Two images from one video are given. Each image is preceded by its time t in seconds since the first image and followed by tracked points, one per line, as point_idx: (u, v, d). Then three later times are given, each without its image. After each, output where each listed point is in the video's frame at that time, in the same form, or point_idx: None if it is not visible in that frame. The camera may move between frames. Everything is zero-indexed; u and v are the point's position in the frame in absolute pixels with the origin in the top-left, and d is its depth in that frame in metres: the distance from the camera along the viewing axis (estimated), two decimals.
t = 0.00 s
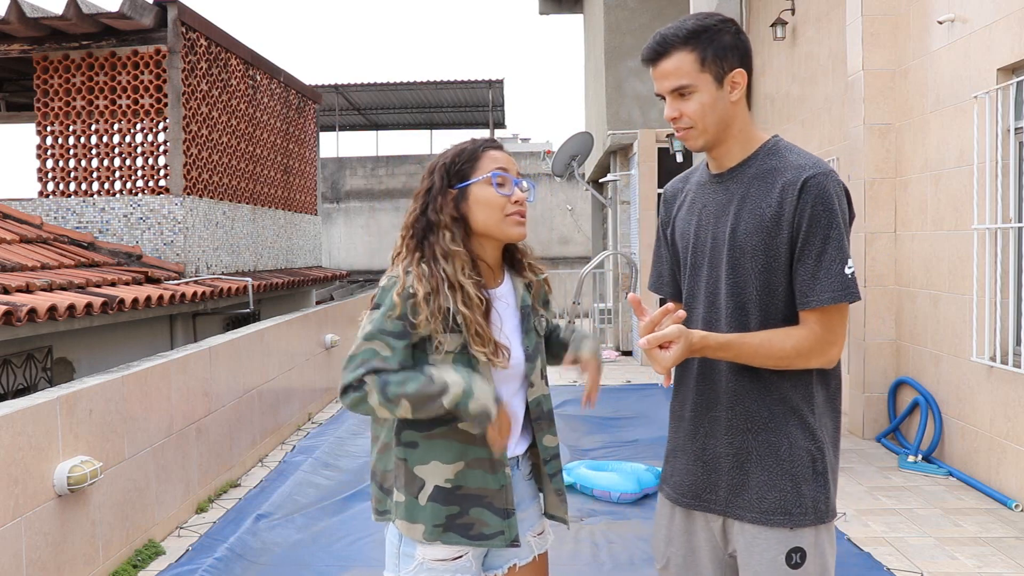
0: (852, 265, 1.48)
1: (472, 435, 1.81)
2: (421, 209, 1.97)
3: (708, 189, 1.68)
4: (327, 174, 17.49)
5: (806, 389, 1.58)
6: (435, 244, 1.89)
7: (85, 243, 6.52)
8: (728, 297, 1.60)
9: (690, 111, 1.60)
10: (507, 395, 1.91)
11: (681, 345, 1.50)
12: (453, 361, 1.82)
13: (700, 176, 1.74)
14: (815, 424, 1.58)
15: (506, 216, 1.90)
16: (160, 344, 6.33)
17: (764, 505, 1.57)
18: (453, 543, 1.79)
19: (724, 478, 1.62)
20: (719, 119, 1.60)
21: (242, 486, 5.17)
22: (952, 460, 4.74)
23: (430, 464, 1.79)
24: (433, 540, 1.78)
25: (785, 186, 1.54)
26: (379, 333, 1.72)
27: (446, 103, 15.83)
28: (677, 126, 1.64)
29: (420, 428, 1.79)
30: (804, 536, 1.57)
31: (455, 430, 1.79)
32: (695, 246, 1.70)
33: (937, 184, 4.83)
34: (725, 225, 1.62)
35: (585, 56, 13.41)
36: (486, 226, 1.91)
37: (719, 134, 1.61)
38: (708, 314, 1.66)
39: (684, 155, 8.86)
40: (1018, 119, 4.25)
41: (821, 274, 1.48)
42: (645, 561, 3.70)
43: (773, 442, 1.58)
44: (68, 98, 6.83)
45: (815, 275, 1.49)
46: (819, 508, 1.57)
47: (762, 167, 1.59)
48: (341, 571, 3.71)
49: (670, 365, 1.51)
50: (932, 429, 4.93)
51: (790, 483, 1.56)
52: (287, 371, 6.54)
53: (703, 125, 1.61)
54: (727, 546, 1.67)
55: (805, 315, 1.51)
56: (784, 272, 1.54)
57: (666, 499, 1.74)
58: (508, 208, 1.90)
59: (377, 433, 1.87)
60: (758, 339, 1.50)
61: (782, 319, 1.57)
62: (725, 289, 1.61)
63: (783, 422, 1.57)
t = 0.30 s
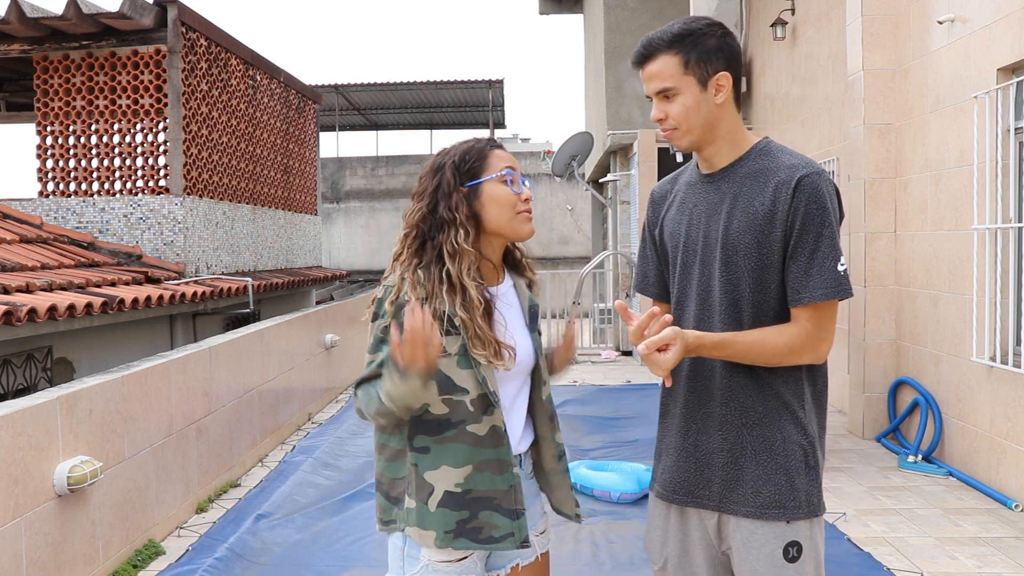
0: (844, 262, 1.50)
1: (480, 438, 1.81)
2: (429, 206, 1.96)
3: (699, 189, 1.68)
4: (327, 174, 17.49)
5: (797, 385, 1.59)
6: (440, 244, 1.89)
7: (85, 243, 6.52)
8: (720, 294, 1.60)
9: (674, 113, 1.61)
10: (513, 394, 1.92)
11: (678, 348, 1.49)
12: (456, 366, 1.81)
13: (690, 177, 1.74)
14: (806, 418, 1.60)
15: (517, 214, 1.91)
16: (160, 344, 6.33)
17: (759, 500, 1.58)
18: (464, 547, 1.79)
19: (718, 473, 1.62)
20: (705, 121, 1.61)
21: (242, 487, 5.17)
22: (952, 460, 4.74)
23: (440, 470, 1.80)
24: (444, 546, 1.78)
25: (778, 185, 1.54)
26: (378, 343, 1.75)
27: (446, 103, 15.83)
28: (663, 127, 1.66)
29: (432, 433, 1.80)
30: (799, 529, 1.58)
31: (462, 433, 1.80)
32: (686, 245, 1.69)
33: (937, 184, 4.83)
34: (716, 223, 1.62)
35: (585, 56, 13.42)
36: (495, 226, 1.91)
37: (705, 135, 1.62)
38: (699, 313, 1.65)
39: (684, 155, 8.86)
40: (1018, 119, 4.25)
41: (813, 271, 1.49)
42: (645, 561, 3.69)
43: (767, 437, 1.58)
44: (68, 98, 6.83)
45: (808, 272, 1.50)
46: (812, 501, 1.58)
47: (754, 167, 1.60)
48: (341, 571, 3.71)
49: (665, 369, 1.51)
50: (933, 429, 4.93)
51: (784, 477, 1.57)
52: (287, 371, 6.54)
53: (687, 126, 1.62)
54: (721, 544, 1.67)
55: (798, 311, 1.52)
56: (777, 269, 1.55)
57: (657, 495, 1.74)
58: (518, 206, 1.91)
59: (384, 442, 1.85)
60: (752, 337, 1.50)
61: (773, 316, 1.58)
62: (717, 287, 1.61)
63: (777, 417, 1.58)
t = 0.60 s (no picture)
0: (839, 259, 1.50)
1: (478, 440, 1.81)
2: (433, 204, 1.95)
3: (691, 188, 1.68)
4: (327, 174, 17.49)
5: (791, 382, 1.60)
6: (445, 243, 1.89)
7: (85, 243, 6.52)
8: (715, 292, 1.60)
9: (670, 113, 1.61)
10: (512, 395, 1.92)
11: (677, 345, 1.48)
12: (457, 369, 1.82)
13: (682, 177, 1.73)
14: (801, 415, 1.61)
15: (520, 216, 1.92)
16: (160, 344, 6.33)
17: (755, 496, 1.58)
18: (456, 548, 1.78)
19: (714, 470, 1.62)
20: (700, 121, 1.61)
21: (242, 487, 5.17)
22: (952, 460, 4.74)
23: (439, 471, 1.79)
24: (438, 546, 1.78)
25: (771, 183, 1.54)
26: (389, 351, 1.75)
27: (446, 103, 15.82)
28: (657, 127, 1.65)
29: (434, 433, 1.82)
30: (796, 526, 1.58)
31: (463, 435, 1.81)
32: (678, 245, 1.69)
33: (937, 184, 4.83)
34: (709, 222, 1.62)
35: (585, 56, 13.41)
36: (498, 227, 1.92)
37: (700, 136, 1.62)
38: (693, 312, 1.65)
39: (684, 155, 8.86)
40: (1018, 119, 4.24)
41: (808, 268, 1.50)
42: (645, 561, 3.69)
43: (763, 434, 1.58)
44: (68, 98, 6.83)
45: (803, 270, 1.50)
46: (807, 497, 1.58)
47: (746, 166, 1.60)
48: (341, 571, 3.71)
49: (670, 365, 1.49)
50: (933, 429, 4.93)
51: (781, 474, 1.57)
52: (287, 371, 6.54)
53: (682, 126, 1.62)
54: (718, 542, 1.67)
55: (794, 308, 1.52)
56: (772, 267, 1.55)
57: (653, 493, 1.73)
58: (521, 208, 1.93)
59: (383, 441, 1.88)
60: (748, 336, 1.50)
61: (769, 314, 1.58)
62: (712, 285, 1.60)
63: (772, 414, 1.59)
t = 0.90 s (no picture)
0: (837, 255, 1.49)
1: (484, 443, 1.81)
2: (430, 209, 1.96)
3: (688, 188, 1.68)
4: (326, 174, 17.49)
5: (792, 380, 1.60)
6: (441, 248, 1.90)
7: (85, 243, 6.52)
8: (716, 290, 1.60)
9: (671, 110, 1.61)
10: (515, 399, 1.91)
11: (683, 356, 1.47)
12: (457, 373, 1.81)
13: (680, 176, 1.73)
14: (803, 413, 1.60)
15: (520, 218, 1.92)
16: (159, 344, 6.33)
17: (756, 495, 1.58)
18: (469, 548, 1.79)
19: (715, 470, 1.62)
20: (700, 121, 1.61)
21: (242, 487, 5.17)
22: (952, 460, 4.74)
23: (450, 473, 1.80)
24: (449, 547, 1.78)
25: (769, 180, 1.54)
26: (385, 353, 1.74)
27: (446, 103, 15.82)
28: (656, 123, 1.65)
29: (438, 438, 1.81)
30: (796, 526, 1.58)
31: (466, 440, 1.80)
32: (677, 246, 1.69)
33: (937, 184, 4.84)
34: (708, 221, 1.62)
35: (585, 56, 13.42)
36: (497, 230, 1.92)
37: (698, 134, 1.62)
38: (694, 310, 1.65)
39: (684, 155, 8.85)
40: (1018, 119, 4.24)
41: (806, 264, 1.49)
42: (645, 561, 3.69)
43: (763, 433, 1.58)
44: (68, 98, 6.83)
45: (801, 266, 1.50)
46: (808, 496, 1.58)
47: (744, 164, 1.60)
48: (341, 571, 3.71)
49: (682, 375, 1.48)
50: (932, 429, 4.93)
51: (781, 473, 1.57)
52: (287, 371, 6.54)
53: (682, 125, 1.61)
54: (718, 542, 1.67)
55: (793, 305, 1.52)
56: (772, 265, 1.55)
57: (654, 493, 1.74)
58: (521, 210, 1.92)
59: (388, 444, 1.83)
60: (756, 334, 1.50)
61: (770, 312, 1.58)
62: (713, 284, 1.60)
63: (773, 412, 1.58)
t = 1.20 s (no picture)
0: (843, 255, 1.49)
1: (477, 447, 1.81)
2: (432, 213, 1.96)
3: (691, 190, 1.68)
4: (327, 174, 17.49)
5: (799, 380, 1.59)
6: (442, 253, 1.91)
7: (85, 243, 6.52)
8: (721, 293, 1.60)
9: (675, 112, 1.60)
10: (511, 403, 1.91)
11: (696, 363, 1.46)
12: (452, 377, 1.81)
13: (683, 177, 1.73)
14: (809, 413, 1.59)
15: (521, 222, 1.91)
16: (159, 344, 6.33)
17: (760, 498, 1.58)
18: (458, 552, 1.81)
19: (719, 473, 1.63)
20: (704, 122, 1.61)
21: (242, 486, 5.17)
22: (952, 460, 4.74)
23: (442, 473, 1.81)
24: (437, 547, 1.81)
25: (772, 182, 1.54)
26: (383, 354, 1.79)
27: (446, 103, 15.82)
28: (660, 126, 1.64)
29: (432, 438, 1.83)
30: (800, 528, 1.58)
31: (457, 443, 1.81)
32: (682, 247, 1.69)
33: (937, 184, 4.84)
34: (712, 223, 1.62)
35: (585, 56, 13.42)
36: (498, 235, 1.92)
37: (702, 135, 1.62)
38: (699, 313, 1.65)
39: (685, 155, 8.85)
40: (1018, 119, 4.24)
41: (811, 266, 1.50)
42: (645, 562, 3.69)
43: (768, 435, 1.58)
44: (68, 98, 6.83)
45: (807, 267, 1.50)
46: (812, 498, 1.58)
47: (747, 165, 1.60)
48: (341, 571, 3.71)
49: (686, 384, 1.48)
50: (933, 429, 4.93)
51: (785, 475, 1.57)
52: (287, 371, 6.54)
53: (687, 127, 1.61)
54: (722, 543, 1.67)
55: (799, 306, 1.52)
56: (776, 267, 1.55)
57: (660, 496, 1.74)
58: (523, 211, 1.91)
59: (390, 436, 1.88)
60: (768, 340, 1.49)
61: (775, 314, 1.58)
62: (717, 287, 1.60)
63: (777, 414, 1.58)
